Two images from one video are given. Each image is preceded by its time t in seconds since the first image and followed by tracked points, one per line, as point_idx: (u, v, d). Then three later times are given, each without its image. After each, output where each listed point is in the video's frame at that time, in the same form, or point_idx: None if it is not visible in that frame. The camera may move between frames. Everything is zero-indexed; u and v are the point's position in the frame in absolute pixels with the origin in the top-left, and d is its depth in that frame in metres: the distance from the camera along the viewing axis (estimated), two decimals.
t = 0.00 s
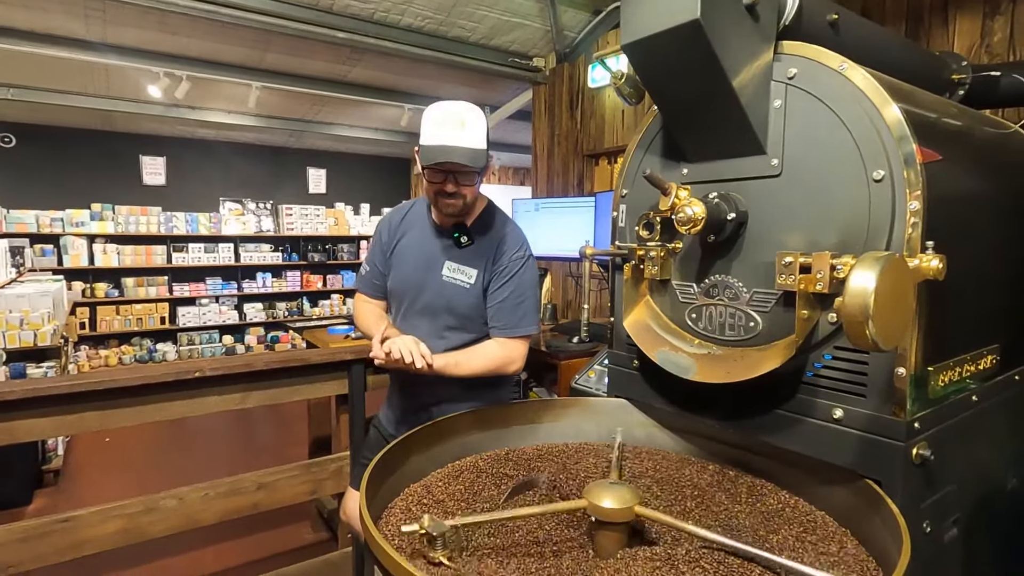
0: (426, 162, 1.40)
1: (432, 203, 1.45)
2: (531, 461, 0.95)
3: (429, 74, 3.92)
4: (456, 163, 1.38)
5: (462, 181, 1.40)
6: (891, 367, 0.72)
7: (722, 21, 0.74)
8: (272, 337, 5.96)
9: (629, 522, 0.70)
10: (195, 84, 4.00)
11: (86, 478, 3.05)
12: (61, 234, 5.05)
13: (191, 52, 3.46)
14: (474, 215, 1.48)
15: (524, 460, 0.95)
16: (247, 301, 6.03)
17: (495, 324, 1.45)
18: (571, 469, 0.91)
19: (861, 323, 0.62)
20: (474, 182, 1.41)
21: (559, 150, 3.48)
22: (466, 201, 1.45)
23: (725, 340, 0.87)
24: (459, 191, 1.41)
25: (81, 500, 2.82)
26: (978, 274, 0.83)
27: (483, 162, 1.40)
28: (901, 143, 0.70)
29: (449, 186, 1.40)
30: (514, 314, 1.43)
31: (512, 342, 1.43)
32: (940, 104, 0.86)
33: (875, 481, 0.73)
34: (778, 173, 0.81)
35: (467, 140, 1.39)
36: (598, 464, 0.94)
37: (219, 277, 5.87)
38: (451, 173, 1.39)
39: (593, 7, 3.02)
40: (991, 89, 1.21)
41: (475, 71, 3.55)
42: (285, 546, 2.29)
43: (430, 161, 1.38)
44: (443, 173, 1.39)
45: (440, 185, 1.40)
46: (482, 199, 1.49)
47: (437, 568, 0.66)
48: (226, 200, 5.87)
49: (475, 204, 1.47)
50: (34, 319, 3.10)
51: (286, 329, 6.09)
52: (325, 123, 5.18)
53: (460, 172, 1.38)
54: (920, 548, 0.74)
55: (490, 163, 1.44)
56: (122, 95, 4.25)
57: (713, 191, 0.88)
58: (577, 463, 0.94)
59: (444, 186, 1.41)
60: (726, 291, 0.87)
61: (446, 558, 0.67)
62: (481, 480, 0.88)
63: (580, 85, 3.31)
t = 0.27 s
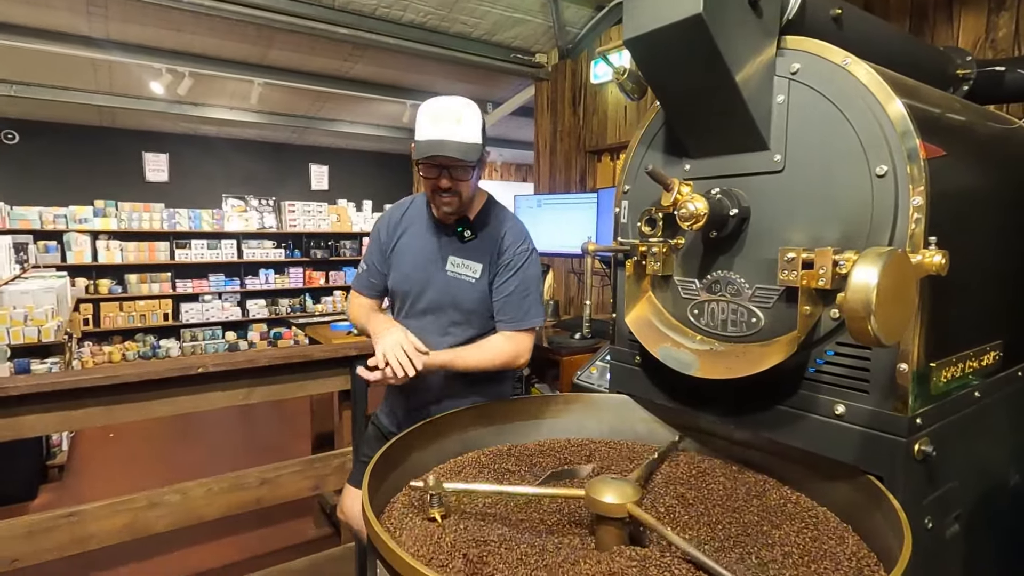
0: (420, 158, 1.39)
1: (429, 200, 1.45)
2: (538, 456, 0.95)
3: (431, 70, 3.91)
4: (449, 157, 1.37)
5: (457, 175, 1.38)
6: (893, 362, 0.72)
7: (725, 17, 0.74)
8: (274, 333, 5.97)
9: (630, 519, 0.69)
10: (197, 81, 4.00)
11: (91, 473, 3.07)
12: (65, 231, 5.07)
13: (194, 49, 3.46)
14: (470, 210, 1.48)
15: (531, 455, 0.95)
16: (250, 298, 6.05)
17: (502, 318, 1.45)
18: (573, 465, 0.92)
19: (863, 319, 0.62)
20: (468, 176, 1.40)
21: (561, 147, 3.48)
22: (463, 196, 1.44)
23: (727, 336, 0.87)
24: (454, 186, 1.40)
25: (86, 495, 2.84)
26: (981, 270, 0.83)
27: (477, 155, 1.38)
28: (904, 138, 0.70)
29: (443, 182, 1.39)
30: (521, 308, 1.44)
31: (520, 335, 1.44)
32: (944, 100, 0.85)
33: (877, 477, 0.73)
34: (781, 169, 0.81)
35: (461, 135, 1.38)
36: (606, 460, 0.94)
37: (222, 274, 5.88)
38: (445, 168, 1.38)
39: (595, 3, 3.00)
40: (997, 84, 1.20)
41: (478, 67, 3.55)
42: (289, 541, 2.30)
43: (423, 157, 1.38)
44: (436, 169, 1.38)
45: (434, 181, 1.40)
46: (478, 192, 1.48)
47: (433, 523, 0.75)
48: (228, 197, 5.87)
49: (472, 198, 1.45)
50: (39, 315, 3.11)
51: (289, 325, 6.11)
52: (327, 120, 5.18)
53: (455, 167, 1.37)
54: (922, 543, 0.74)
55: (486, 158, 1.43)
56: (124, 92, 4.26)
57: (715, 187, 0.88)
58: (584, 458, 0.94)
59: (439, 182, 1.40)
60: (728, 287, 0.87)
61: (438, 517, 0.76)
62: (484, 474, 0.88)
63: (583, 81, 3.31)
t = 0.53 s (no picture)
0: (414, 146, 1.41)
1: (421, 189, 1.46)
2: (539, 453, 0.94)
3: (430, 67, 3.91)
4: (443, 143, 1.39)
5: (451, 162, 1.40)
6: (890, 358, 0.72)
7: (724, 12, 0.74)
8: (273, 331, 5.97)
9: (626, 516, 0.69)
10: (195, 77, 3.99)
11: (89, 471, 3.07)
12: (62, 228, 5.06)
13: (191, 45, 3.45)
14: (462, 198, 1.50)
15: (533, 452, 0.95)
16: (248, 295, 6.04)
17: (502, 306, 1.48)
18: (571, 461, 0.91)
19: (860, 315, 0.62)
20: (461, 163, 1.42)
21: (560, 144, 3.48)
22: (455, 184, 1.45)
23: (724, 332, 0.87)
24: (447, 173, 1.42)
25: (84, 491, 2.83)
26: (978, 266, 0.83)
27: (469, 141, 1.41)
28: (902, 134, 0.70)
29: (436, 170, 1.41)
30: (520, 295, 1.47)
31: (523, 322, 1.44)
32: (943, 96, 0.85)
33: (873, 473, 0.74)
34: (779, 166, 0.81)
35: (455, 122, 1.40)
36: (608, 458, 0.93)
37: (220, 271, 5.88)
38: (439, 155, 1.40)
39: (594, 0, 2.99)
40: (995, 82, 1.20)
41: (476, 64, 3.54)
42: (287, 537, 2.30)
43: (417, 144, 1.40)
44: (430, 156, 1.40)
45: (428, 169, 1.41)
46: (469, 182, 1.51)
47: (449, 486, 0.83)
48: (226, 194, 5.86)
49: (464, 187, 1.48)
50: (36, 312, 3.11)
51: (287, 323, 6.10)
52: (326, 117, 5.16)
53: (448, 153, 1.39)
54: (917, 538, 0.75)
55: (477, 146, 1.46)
56: (122, 89, 4.24)
57: (713, 183, 0.88)
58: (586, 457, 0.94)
59: (432, 170, 1.42)
60: (726, 284, 0.87)
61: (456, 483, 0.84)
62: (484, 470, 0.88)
63: (582, 78, 3.31)
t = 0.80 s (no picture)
0: (417, 145, 1.43)
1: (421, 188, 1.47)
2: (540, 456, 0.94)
3: (429, 71, 3.92)
4: (447, 144, 1.43)
5: (453, 162, 1.44)
6: (884, 362, 0.73)
7: (718, 19, 0.75)
8: (272, 334, 5.98)
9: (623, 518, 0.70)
10: (195, 81, 4.00)
11: (88, 474, 3.07)
12: (62, 231, 5.07)
13: (191, 49, 3.46)
14: (459, 200, 1.54)
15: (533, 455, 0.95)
16: (248, 298, 6.04)
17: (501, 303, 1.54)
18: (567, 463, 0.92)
19: (854, 320, 0.63)
20: (462, 164, 1.45)
21: (559, 147, 3.49)
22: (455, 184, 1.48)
23: (721, 335, 0.87)
24: (448, 173, 1.44)
25: (82, 495, 2.84)
26: (972, 269, 0.84)
27: (472, 142, 1.45)
28: (895, 140, 0.71)
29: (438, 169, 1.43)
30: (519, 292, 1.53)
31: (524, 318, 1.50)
32: (937, 101, 0.86)
33: (869, 476, 0.74)
34: (775, 171, 0.82)
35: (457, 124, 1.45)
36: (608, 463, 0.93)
37: (219, 274, 5.88)
38: (442, 155, 1.43)
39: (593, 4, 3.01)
40: (989, 87, 1.21)
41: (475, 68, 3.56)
42: (286, 541, 2.30)
43: (422, 143, 1.42)
44: (433, 155, 1.42)
45: (431, 168, 1.43)
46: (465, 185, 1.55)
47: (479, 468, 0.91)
48: (226, 197, 5.88)
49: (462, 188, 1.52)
50: (35, 315, 3.12)
51: (287, 325, 6.10)
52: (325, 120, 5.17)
53: (452, 154, 1.43)
54: (913, 541, 0.75)
55: (476, 150, 1.51)
56: (122, 92, 4.26)
57: (710, 188, 0.89)
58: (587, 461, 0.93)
59: (435, 169, 1.44)
60: (722, 288, 0.88)
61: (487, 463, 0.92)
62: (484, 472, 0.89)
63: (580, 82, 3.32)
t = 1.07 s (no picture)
0: (415, 148, 1.45)
1: (418, 190, 1.49)
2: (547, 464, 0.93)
3: (431, 76, 3.93)
4: (444, 147, 1.45)
5: (450, 165, 1.47)
6: (886, 368, 0.72)
7: (718, 26, 0.75)
8: (274, 338, 5.98)
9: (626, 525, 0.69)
10: (197, 87, 4.01)
11: (89, 479, 3.06)
12: (64, 236, 5.07)
13: (194, 54, 3.47)
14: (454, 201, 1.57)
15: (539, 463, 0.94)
16: (249, 302, 6.05)
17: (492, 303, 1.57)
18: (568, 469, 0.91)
19: (856, 327, 0.63)
20: (458, 168, 1.48)
21: (560, 153, 3.49)
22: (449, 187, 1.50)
23: (722, 341, 0.87)
24: (445, 176, 1.46)
25: (83, 500, 2.83)
26: (974, 275, 0.84)
27: (468, 146, 1.47)
28: (895, 146, 0.71)
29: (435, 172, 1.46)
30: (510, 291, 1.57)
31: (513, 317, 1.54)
32: (937, 107, 0.86)
33: (871, 483, 0.74)
34: (775, 176, 0.82)
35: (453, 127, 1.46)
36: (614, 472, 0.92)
37: (221, 279, 5.88)
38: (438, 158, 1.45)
39: (594, 10, 3.02)
40: (989, 92, 1.21)
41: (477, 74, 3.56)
42: (286, 546, 2.30)
43: (419, 147, 1.44)
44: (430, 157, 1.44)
45: (428, 170, 1.46)
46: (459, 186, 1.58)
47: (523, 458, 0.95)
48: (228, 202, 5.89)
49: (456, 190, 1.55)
50: (38, 320, 3.14)
51: (288, 330, 6.10)
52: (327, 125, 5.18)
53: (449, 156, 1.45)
54: (915, 548, 0.75)
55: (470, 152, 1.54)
56: (125, 98, 4.27)
57: (710, 194, 0.89)
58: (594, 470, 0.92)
59: (432, 172, 1.46)
60: (723, 293, 0.87)
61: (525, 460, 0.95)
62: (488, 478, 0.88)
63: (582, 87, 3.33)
